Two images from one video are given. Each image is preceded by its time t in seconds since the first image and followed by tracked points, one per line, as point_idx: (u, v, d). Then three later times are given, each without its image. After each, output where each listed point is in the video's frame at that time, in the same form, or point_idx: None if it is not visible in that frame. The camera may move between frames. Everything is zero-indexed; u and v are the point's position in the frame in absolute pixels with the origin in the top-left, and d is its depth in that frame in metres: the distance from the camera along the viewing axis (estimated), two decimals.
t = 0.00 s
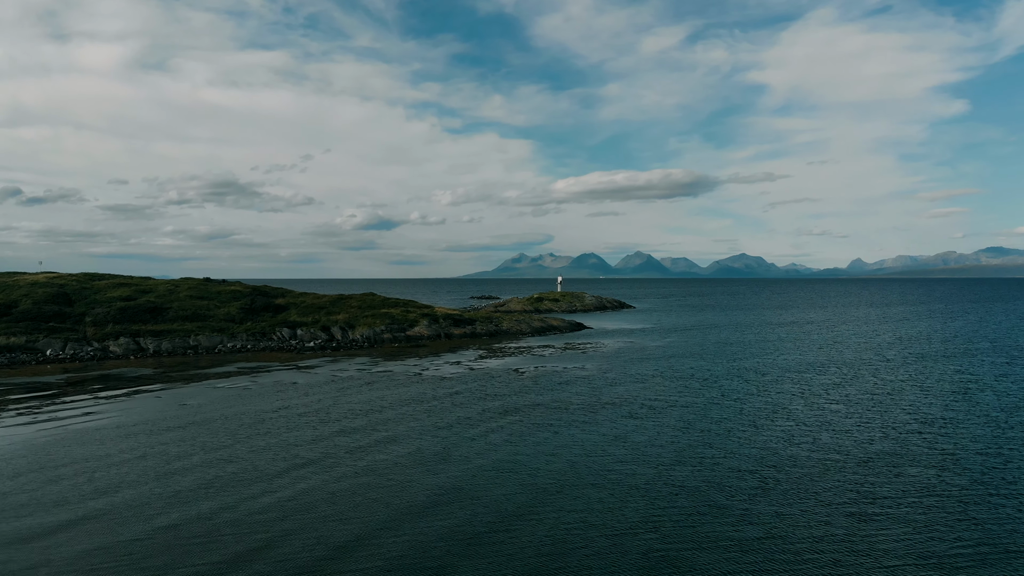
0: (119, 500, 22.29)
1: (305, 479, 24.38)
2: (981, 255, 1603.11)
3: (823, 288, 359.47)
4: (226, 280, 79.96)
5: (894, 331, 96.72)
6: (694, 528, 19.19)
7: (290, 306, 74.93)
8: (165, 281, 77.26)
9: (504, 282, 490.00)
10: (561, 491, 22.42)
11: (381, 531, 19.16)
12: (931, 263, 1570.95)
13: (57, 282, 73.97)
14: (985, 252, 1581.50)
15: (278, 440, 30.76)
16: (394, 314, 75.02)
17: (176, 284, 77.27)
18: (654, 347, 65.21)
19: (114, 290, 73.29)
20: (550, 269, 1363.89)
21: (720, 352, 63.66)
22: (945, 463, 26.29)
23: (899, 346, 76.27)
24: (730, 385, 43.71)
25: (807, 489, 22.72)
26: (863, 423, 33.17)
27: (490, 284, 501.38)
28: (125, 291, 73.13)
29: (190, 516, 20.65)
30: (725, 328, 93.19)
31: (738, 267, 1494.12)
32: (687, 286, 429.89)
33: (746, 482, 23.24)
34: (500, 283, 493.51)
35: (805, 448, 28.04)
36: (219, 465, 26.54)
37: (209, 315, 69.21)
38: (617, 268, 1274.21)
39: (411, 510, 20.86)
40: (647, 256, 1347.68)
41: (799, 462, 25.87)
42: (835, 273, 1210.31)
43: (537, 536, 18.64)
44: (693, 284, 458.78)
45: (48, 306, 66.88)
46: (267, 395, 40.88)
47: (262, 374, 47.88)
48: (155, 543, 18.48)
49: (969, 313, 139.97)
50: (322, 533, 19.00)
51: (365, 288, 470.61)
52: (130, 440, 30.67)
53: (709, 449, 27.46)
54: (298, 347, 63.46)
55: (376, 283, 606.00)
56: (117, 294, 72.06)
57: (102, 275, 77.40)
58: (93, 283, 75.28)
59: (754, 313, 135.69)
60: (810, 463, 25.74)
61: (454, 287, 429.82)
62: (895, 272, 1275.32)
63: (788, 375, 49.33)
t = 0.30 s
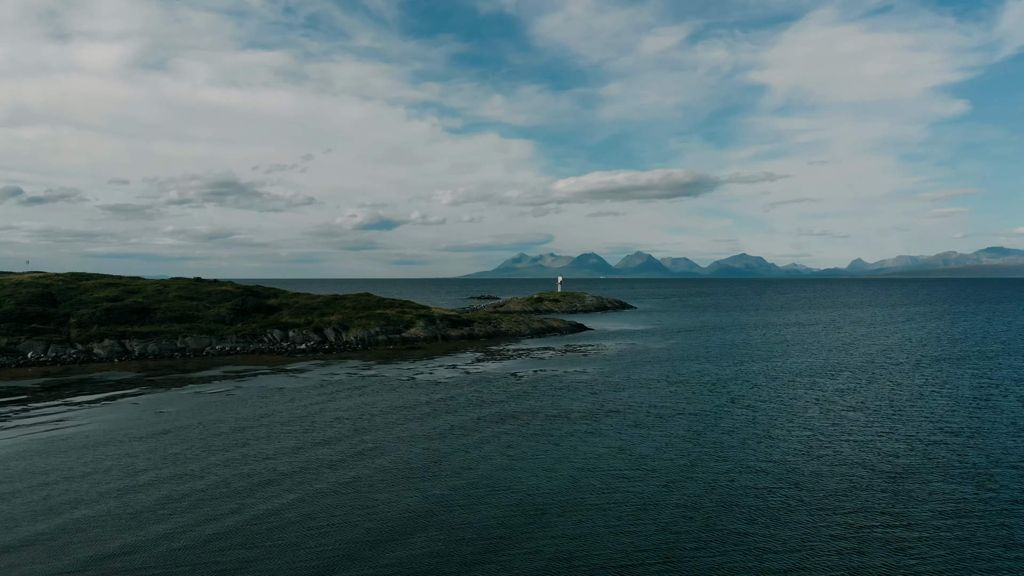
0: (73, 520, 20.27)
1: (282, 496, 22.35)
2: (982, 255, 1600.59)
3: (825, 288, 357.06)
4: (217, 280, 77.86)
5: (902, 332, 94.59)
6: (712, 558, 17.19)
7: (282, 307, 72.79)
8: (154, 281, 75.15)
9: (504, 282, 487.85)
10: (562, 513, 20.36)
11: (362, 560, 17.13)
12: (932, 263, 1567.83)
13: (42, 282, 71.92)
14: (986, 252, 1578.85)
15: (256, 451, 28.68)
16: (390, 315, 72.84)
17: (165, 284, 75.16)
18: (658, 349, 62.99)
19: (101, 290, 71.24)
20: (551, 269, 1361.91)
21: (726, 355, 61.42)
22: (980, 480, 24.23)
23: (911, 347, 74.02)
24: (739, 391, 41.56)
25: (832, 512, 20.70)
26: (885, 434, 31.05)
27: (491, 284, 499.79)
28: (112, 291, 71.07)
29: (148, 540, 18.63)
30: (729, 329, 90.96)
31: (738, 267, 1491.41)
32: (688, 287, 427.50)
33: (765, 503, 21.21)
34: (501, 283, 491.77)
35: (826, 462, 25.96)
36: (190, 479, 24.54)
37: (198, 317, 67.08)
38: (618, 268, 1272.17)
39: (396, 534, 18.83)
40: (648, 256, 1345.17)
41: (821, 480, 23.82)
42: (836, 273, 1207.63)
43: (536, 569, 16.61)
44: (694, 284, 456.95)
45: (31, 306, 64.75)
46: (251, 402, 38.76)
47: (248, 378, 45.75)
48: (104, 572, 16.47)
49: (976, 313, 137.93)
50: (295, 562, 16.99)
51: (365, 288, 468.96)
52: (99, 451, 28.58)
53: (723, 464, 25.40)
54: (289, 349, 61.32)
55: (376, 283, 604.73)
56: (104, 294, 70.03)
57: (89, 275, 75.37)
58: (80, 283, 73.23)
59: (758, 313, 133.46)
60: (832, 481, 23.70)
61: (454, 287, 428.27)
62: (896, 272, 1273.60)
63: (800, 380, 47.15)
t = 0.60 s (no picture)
0: (17, 546, 18.17)
1: (254, 517, 20.31)
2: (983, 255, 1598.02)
3: (828, 288, 354.50)
4: (208, 280, 75.75)
5: (911, 333, 92.39)
6: None
7: (273, 308, 70.60)
8: (142, 281, 73.01)
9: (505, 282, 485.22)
10: (562, 539, 18.30)
11: None
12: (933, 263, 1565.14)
13: (26, 282, 69.80)
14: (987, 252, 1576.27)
15: (231, 464, 26.58)
16: (385, 316, 70.65)
17: (153, 284, 73.02)
18: (662, 352, 60.78)
19: (86, 290, 69.11)
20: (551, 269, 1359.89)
21: (732, 358, 59.19)
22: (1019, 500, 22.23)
23: (922, 349, 71.83)
24: (749, 397, 39.40)
25: (864, 541, 18.66)
26: (905, 444, 29.12)
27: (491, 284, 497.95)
28: (99, 291, 68.94)
29: (98, 569, 16.58)
30: (734, 331, 88.75)
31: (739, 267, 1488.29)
32: (689, 286, 424.98)
33: (788, 529, 19.18)
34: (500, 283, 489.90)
35: (848, 480, 23.90)
36: (156, 496, 22.47)
37: (186, 318, 64.88)
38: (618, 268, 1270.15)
39: (376, 564, 16.82)
40: (648, 256, 1344.72)
41: (847, 500, 21.84)
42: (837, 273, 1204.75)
43: None
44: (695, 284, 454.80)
45: (13, 308, 62.59)
46: (233, 409, 36.59)
47: (233, 383, 43.56)
48: None
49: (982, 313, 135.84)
50: None
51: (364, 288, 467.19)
52: (61, 463, 26.46)
53: (737, 480, 23.38)
54: (279, 352, 59.21)
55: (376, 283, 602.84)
56: (90, 294, 67.91)
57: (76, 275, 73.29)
58: (65, 283, 71.11)
59: (761, 314, 131.24)
60: (859, 502, 21.70)
61: (453, 288, 426.16)
62: (896, 271, 1271.36)
63: (811, 385, 45.04)
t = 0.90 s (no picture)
0: None
1: (220, 547, 18.26)
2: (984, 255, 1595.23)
3: (830, 288, 351.94)
4: (197, 280, 73.69)
5: (919, 335, 90.30)
6: None
7: (264, 309, 68.50)
8: (130, 282, 70.91)
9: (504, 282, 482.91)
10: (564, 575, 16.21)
11: None
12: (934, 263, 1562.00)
13: (9, 283, 67.72)
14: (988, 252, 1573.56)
15: (202, 480, 24.59)
16: (380, 317, 68.47)
17: (141, 285, 70.90)
18: (665, 355, 58.61)
19: (71, 290, 66.99)
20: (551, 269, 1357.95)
21: (739, 361, 56.97)
22: None
23: (934, 351, 69.66)
24: (759, 403, 37.34)
25: (901, 575, 16.66)
26: (930, 456, 27.14)
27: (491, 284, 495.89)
28: (84, 292, 66.82)
29: None
30: (739, 332, 86.46)
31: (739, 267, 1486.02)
32: (690, 286, 422.51)
33: (818, 561, 17.15)
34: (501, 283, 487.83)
35: (874, 501, 21.90)
36: (114, 522, 20.36)
37: (173, 320, 62.79)
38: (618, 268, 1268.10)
39: None
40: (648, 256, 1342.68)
41: (877, 527, 19.78)
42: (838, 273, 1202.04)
43: None
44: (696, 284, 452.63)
45: None
46: (213, 417, 34.52)
47: (216, 388, 41.46)
48: None
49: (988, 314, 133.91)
50: None
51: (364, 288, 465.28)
52: (17, 480, 24.25)
53: (755, 503, 21.30)
54: (268, 354, 57.09)
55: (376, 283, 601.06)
56: (75, 295, 65.80)
57: (61, 275, 71.24)
58: (50, 284, 69.03)
59: (765, 314, 129.09)
60: (892, 529, 19.64)
61: (454, 288, 424.43)
62: (897, 271, 1269.44)
63: (823, 390, 42.96)
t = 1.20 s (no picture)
0: None
1: None
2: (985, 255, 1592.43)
3: (832, 288, 349.38)
4: (187, 280, 71.60)
5: (929, 336, 88.11)
6: None
7: (255, 310, 66.29)
8: (117, 282, 68.83)
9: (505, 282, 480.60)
10: None
11: None
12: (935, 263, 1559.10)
13: None
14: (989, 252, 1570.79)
15: (170, 498, 22.43)
16: (374, 318, 66.30)
17: (129, 285, 68.81)
18: (670, 358, 56.31)
19: (56, 291, 64.87)
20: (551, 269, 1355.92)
21: (747, 364, 54.80)
22: None
23: (947, 353, 67.41)
24: (772, 411, 35.10)
25: None
26: (964, 472, 24.95)
27: (490, 284, 493.89)
28: (69, 292, 64.68)
29: None
30: (744, 334, 84.09)
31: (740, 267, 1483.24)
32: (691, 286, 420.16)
33: None
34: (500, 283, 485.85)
35: (910, 527, 19.75)
36: (61, 550, 18.25)
37: (160, 321, 60.60)
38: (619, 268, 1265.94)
39: None
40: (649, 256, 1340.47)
41: (916, 557, 17.68)
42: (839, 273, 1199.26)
43: None
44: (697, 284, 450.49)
45: None
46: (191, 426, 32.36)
47: (198, 394, 39.26)
48: None
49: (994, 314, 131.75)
50: None
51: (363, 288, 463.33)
52: None
53: (777, 528, 19.19)
54: (258, 357, 54.95)
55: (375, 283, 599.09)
56: (59, 295, 63.67)
57: (47, 274, 69.16)
58: (34, 283, 66.92)
59: (769, 315, 126.90)
60: (932, 560, 17.54)
61: (453, 288, 422.32)
62: (898, 271, 1266.93)
63: (840, 397, 40.66)
